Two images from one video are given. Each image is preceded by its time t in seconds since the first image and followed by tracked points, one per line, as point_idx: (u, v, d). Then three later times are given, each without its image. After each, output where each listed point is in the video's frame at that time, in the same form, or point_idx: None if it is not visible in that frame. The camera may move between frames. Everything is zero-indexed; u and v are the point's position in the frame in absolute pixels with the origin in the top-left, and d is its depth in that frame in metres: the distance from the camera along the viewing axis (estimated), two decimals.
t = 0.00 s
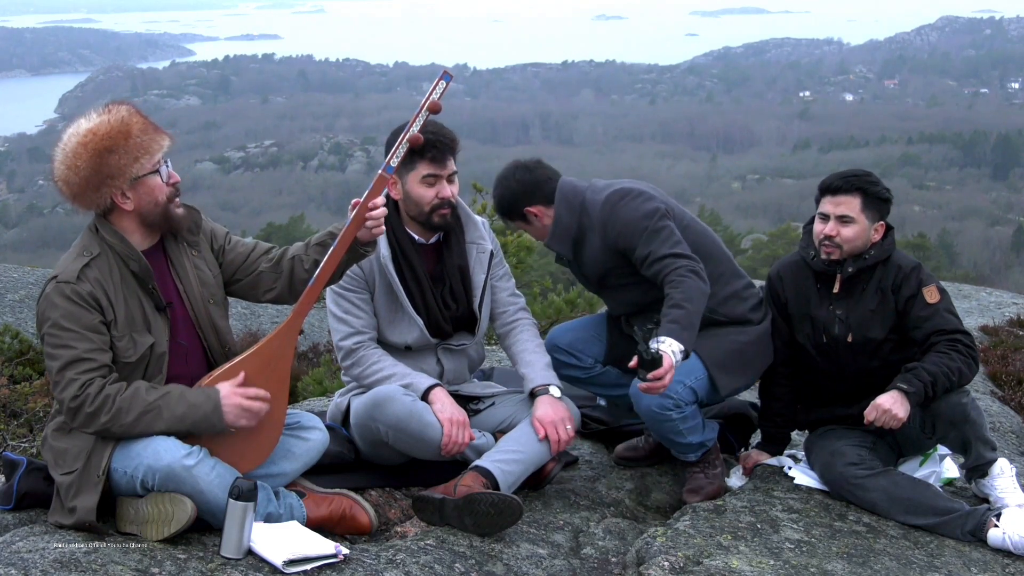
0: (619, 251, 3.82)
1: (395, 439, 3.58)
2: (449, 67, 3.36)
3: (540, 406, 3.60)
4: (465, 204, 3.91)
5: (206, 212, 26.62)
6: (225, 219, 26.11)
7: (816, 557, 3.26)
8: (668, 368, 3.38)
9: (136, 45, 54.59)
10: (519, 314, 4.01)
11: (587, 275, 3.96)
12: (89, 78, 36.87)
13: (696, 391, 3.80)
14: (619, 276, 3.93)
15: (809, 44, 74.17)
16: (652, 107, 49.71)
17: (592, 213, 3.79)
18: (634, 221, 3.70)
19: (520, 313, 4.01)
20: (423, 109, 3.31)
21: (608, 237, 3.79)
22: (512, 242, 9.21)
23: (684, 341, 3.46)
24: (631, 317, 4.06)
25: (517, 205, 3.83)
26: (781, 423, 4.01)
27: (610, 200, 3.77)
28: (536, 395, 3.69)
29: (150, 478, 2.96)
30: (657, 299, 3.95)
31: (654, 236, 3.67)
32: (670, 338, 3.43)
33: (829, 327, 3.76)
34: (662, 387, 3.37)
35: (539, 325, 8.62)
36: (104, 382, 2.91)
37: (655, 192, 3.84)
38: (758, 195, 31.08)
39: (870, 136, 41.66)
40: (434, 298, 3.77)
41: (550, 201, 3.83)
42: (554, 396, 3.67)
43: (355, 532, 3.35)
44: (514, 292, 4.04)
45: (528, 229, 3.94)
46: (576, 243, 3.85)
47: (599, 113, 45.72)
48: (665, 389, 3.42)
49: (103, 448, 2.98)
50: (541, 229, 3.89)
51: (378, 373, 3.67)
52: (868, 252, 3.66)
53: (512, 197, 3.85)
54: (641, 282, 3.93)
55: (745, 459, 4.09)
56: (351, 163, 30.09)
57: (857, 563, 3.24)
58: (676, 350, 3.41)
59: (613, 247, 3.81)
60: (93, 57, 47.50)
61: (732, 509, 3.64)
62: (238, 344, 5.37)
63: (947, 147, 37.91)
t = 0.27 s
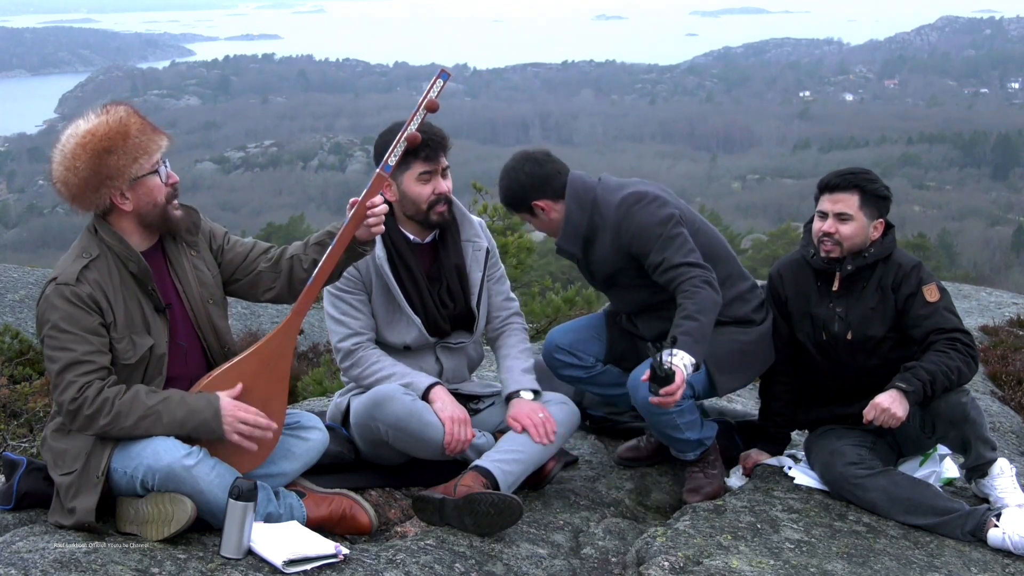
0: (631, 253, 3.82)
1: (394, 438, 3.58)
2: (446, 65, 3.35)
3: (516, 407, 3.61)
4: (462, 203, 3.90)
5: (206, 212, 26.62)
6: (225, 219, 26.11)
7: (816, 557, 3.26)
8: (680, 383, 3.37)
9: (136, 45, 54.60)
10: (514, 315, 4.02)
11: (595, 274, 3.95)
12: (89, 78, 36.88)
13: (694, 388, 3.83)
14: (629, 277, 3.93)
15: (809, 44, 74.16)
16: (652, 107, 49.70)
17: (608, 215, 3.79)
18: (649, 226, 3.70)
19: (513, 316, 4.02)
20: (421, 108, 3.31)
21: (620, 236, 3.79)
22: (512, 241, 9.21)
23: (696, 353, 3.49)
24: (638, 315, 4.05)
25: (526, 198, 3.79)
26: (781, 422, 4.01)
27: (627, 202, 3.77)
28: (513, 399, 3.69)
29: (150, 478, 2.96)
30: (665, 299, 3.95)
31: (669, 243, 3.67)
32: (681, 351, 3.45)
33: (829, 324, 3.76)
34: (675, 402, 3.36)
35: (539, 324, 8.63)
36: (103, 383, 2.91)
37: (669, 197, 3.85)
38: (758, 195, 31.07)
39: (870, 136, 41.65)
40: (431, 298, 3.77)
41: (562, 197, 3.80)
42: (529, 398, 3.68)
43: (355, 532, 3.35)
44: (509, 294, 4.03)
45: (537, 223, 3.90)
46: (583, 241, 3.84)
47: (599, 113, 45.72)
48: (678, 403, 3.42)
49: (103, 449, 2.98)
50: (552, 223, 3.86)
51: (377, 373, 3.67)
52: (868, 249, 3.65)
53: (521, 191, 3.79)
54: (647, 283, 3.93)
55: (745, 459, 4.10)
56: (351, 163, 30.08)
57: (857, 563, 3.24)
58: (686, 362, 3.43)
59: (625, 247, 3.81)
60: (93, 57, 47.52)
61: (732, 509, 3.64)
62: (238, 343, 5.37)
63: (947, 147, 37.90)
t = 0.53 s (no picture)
0: (641, 260, 3.82)
1: (394, 437, 3.58)
2: (446, 65, 3.34)
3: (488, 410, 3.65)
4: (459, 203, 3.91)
5: (206, 212, 26.63)
6: (225, 219, 26.10)
7: (816, 557, 3.26)
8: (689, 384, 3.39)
9: (136, 45, 54.62)
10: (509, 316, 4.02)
11: (601, 278, 3.94)
12: (89, 78, 36.88)
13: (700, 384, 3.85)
14: (636, 282, 3.93)
15: (809, 44, 74.20)
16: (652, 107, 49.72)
17: (620, 222, 3.79)
18: (661, 234, 3.71)
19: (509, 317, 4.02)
20: (421, 108, 3.31)
21: (629, 241, 3.80)
22: (512, 241, 9.20)
23: (705, 356, 3.50)
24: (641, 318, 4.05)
25: (535, 200, 3.77)
26: (781, 421, 4.02)
27: (640, 209, 3.78)
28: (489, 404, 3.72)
29: (150, 478, 2.96)
30: (670, 305, 3.96)
31: (680, 251, 3.68)
32: (691, 354, 3.46)
33: (830, 322, 3.77)
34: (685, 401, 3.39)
35: (538, 324, 8.63)
36: (102, 383, 2.91)
37: (679, 204, 3.87)
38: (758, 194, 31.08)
39: (870, 136, 41.66)
40: (428, 298, 3.78)
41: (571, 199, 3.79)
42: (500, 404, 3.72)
43: (355, 531, 3.36)
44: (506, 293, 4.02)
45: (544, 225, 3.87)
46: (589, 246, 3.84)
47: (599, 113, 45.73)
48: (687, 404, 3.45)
49: (101, 450, 2.98)
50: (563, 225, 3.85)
51: (377, 374, 3.68)
52: (869, 248, 3.65)
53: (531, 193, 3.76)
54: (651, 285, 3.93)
55: (744, 459, 4.10)
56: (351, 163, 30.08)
57: (856, 563, 3.24)
58: (695, 365, 3.44)
59: (636, 253, 3.81)
60: (93, 56, 47.53)
61: (732, 509, 3.64)
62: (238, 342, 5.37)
63: (947, 147, 37.90)
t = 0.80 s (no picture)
0: (647, 260, 3.84)
1: (394, 437, 3.58)
2: (447, 64, 3.34)
3: (490, 412, 3.64)
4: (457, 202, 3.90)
5: (206, 212, 26.62)
6: (225, 219, 26.10)
7: (817, 557, 3.26)
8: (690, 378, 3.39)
9: (136, 45, 54.61)
10: (505, 317, 4.02)
11: (604, 279, 3.95)
12: (89, 78, 36.88)
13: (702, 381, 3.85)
14: (637, 282, 3.93)
15: (809, 44, 74.18)
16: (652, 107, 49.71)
17: (629, 221, 3.80)
18: (667, 234, 3.73)
19: (504, 318, 4.01)
20: (421, 107, 3.30)
21: (635, 241, 3.81)
22: (512, 241, 9.21)
23: (707, 351, 3.50)
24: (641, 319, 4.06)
25: (543, 196, 3.72)
26: (780, 420, 4.02)
27: (646, 209, 3.81)
28: (491, 404, 3.71)
29: (150, 478, 2.96)
30: (673, 306, 3.96)
31: (685, 250, 3.69)
32: (693, 349, 3.47)
33: (829, 320, 3.77)
34: (685, 395, 3.38)
35: (539, 324, 8.62)
36: (103, 383, 2.91)
37: (684, 206, 3.89)
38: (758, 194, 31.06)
39: (870, 136, 41.67)
40: (425, 299, 3.79)
41: (578, 197, 3.78)
42: (503, 407, 3.71)
43: (355, 531, 3.36)
44: (502, 294, 4.02)
45: (547, 225, 3.86)
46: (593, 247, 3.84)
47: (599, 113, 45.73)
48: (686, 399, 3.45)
49: (102, 449, 2.98)
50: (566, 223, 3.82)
51: (376, 374, 3.69)
52: (868, 246, 3.66)
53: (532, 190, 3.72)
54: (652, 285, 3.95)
55: (744, 458, 4.09)
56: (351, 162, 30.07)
57: (857, 563, 3.24)
58: (697, 361, 3.44)
59: (641, 253, 3.83)
60: (93, 56, 47.53)
61: (732, 509, 3.64)
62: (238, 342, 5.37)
63: (947, 147, 37.90)
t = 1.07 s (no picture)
0: (649, 258, 3.85)
1: (394, 438, 3.57)
2: (446, 65, 3.34)
3: (490, 415, 3.63)
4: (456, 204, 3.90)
5: (206, 212, 26.60)
6: (225, 219, 26.09)
7: (817, 557, 3.26)
8: (690, 373, 3.40)
9: (136, 45, 54.61)
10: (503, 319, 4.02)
11: (605, 279, 3.96)
12: (89, 78, 36.88)
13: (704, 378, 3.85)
14: (638, 282, 3.94)
15: (809, 44, 74.15)
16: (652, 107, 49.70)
17: (630, 222, 3.81)
18: (671, 231, 3.74)
19: (500, 319, 4.02)
20: (421, 108, 3.30)
21: (636, 240, 3.82)
22: (512, 241, 9.20)
23: (709, 348, 3.50)
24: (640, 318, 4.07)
25: (542, 198, 3.71)
26: (780, 420, 4.02)
27: (648, 207, 3.81)
28: (491, 406, 3.71)
29: (150, 477, 2.96)
30: (675, 304, 3.96)
31: (687, 247, 3.71)
32: (692, 345, 3.47)
33: (828, 319, 3.78)
34: (684, 392, 3.37)
35: (538, 324, 8.62)
36: (100, 385, 2.91)
37: (683, 204, 3.90)
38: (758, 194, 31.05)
39: (870, 136, 41.66)
40: (424, 301, 3.79)
41: (578, 198, 3.78)
42: (503, 409, 3.69)
43: (355, 532, 3.36)
44: (500, 296, 4.02)
45: (545, 229, 3.84)
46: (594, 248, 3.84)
47: (599, 113, 45.73)
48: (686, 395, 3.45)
49: (101, 450, 2.98)
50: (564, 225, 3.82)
51: (376, 376, 3.69)
52: (866, 245, 3.66)
53: (529, 192, 3.70)
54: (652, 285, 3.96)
55: (745, 458, 4.09)
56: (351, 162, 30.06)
57: (856, 563, 3.24)
58: (699, 358, 3.44)
59: (642, 251, 3.84)
60: (93, 57, 47.52)
61: (732, 508, 3.64)
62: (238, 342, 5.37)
63: (947, 147, 37.89)
